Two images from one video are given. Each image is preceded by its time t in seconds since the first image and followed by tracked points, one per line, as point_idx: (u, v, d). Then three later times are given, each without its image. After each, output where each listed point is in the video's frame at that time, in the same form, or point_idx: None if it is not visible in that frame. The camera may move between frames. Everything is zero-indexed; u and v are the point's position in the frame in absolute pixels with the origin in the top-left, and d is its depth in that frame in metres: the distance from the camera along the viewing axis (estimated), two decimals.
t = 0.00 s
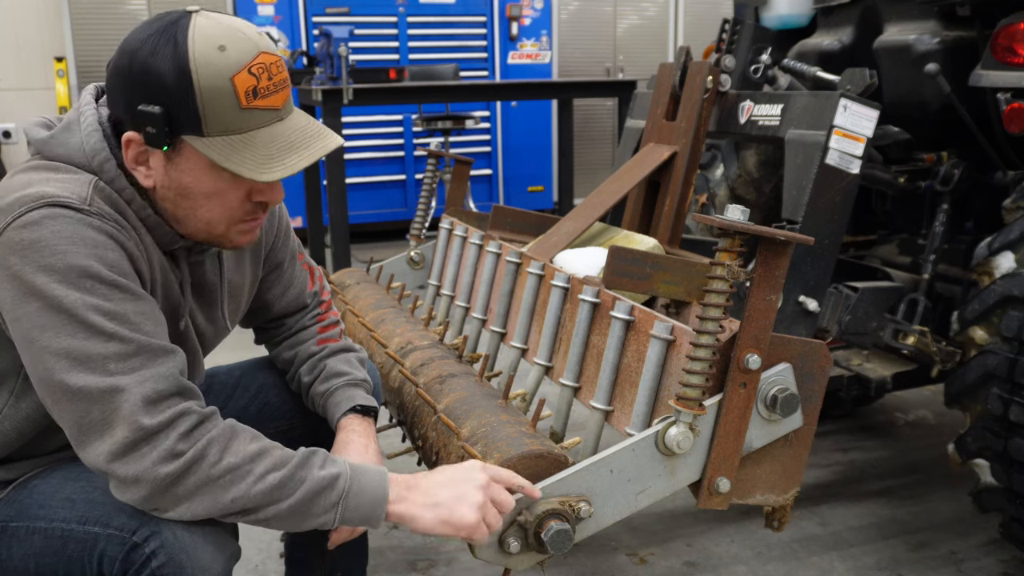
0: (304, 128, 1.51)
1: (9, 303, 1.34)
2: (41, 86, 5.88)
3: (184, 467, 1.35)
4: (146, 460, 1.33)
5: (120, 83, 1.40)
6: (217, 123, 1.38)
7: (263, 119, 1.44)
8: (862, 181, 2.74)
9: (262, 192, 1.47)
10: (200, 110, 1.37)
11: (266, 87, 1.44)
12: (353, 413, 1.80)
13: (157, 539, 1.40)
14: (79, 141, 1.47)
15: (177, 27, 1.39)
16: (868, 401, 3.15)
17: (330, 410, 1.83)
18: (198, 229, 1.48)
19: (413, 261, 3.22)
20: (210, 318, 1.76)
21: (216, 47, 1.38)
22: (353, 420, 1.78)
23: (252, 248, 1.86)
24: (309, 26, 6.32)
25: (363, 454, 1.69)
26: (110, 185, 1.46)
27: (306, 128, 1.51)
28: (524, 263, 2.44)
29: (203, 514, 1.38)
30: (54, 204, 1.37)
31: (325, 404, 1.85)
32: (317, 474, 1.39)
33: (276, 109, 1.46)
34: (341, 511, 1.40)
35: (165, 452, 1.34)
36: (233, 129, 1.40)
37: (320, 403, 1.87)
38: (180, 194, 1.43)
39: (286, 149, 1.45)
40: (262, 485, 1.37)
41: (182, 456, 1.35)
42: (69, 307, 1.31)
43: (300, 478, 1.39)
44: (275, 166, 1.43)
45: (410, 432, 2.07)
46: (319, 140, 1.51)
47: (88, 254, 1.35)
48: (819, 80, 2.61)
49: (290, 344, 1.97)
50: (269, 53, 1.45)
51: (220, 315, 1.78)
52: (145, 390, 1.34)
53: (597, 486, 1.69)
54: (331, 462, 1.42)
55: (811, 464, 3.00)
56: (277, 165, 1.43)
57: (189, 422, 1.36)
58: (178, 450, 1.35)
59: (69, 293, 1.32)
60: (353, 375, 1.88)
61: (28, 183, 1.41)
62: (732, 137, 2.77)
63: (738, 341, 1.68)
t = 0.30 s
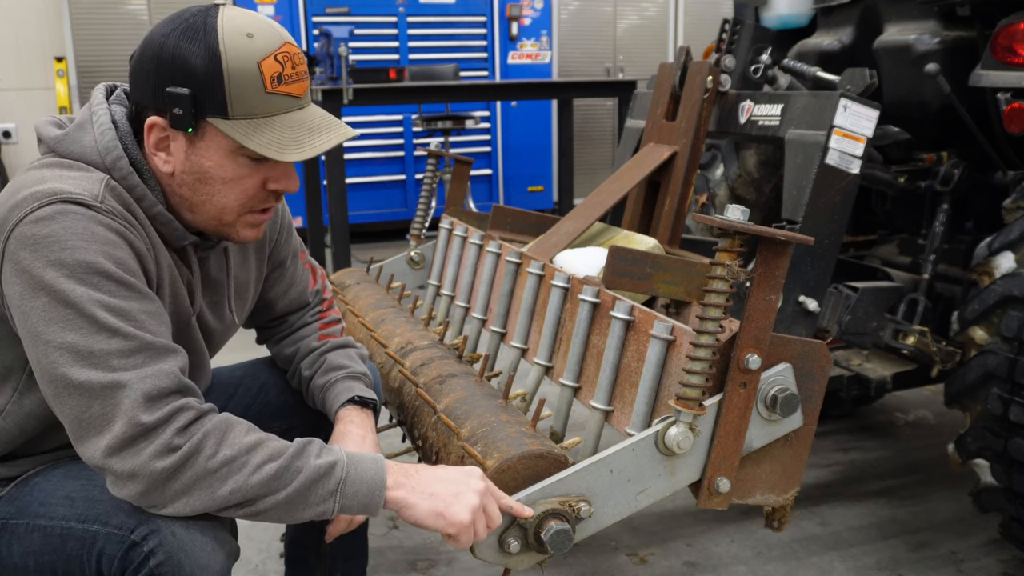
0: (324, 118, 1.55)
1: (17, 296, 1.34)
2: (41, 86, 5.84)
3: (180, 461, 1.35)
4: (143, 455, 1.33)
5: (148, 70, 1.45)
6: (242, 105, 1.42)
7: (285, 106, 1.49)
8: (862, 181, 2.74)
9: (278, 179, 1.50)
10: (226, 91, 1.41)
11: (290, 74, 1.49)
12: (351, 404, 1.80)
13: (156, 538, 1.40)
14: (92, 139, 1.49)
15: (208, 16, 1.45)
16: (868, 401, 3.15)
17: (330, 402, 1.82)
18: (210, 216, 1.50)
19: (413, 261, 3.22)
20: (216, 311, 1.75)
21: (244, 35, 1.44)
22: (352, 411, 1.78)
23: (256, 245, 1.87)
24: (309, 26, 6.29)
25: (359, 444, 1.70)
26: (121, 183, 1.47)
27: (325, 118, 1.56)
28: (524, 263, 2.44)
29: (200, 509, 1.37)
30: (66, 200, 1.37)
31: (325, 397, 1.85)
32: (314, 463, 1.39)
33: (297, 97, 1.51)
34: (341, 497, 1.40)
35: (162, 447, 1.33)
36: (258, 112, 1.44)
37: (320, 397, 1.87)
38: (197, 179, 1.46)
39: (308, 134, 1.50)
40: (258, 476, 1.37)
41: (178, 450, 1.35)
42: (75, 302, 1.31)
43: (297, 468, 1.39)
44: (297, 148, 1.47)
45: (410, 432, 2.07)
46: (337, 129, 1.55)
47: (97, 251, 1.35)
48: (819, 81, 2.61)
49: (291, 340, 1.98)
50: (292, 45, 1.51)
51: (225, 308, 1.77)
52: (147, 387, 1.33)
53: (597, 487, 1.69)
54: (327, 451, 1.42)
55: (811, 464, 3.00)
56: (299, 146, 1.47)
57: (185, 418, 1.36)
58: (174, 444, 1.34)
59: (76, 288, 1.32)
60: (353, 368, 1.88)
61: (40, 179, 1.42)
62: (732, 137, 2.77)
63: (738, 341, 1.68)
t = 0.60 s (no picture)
0: (319, 112, 1.51)
1: (20, 295, 1.34)
2: (41, 86, 5.82)
3: (180, 460, 1.35)
4: (142, 454, 1.33)
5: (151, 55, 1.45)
6: (231, 90, 1.40)
7: (278, 95, 1.45)
8: (862, 181, 2.74)
9: (268, 171, 1.47)
10: (217, 75, 1.39)
11: (286, 65, 1.46)
12: (351, 402, 1.80)
13: (156, 537, 1.40)
14: (97, 139, 1.49)
15: (215, 6, 1.46)
16: (868, 401, 3.15)
17: (330, 400, 1.83)
18: (203, 205, 1.49)
19: (413, 261, 3.22)
20: (218, 309, 1.75)
21: (245, 24, 1.43)
22: (351, 410, 1.78)
23: (258, 244, 1.86)
24: (309, 26, 6.29)
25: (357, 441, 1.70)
26: (126, 183, 1.47)
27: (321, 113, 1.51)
28: (524, 263, 2.44)
29: (200, 509, 1.37)
30: (71, 199, 1.37)
31: (325, 396, 1.85)
32: (313, 463, 1.39)
33: (293, 88, 1.48)
34: (340, 498, 1.40)
35: (162, 446, 1.33)
36: (248, 98, 1.41)
37: (320, 395, 1.87)
38: (190, 165, 1.45)
39: (298, 123, 1.45)
40: (258, 476, 1.37)
41: (177, 450, 1.34)
42: (77, 300, 1.31)
43: (297, 468, 1.39)
44: (284, 134, 1.43)
45: (410, 432, 2.07)
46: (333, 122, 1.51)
47: (100, 250, 1.35)
48: (819, 80, 2.61)
49: (292, 339, 1.98)
50: (292, 38, 1.48)
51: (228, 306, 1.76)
52: (147, 386, 1.33)
53: (597, 487, 1.69)
54: (326, 452, 1.42)
55: (811, 464, 3.00)
56: (287, 133, 1.43)
57: (185, 417, 1.36)
58: (173, 444, 1.34)
59: (78, 287, 1.32)
60: (353, 367, 1.88)
61: (45, 178, 1.42)
62: (732, 137, 2.77)
63: (738, 341, 1.68)
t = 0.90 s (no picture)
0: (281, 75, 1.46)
1: (39, 288, 1.33)
2: (41, 86, 5.81)
3: (200, 452, 1.35)
4: (162, 444, 1.33)
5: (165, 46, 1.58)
6: (195, 45, 1.46)
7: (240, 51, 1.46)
8: (862, 181, 2.74)
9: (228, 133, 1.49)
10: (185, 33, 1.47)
11: (253, 26, 1.48)
12: (353, 391, 1.80)
13: (169, 529, 1.40)
14: (112, 138, 1.50)
15: None
16: (868, 401, 3.15)
17: (330, 390, 1.83)
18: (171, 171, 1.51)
19: (413, 261, 3.22)
20: (227, 302, 1.74)
21: None
22: (352, 397, 1.78)
23: (264, 240, 1.85)
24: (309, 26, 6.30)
25: (360, 431, 1.70)
26: (142, 181, 1.48)
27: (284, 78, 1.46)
28: (524, 263, 2.44)
29: (217, 502, 1.38)
30: (92, 196, 1.37)
31: (325, 386, 1.85)
32: (328, 467, 1.39)
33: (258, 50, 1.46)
34: (352, 502, 1.40)
35: (183, 437, 1.33)
36: (208, 52, 1.45)
37: (321, 386, 1.87)
38: (164, 128, 1.51)
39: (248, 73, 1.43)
40: (275, 474, 1.37)
41: (198, 442, 1.35)
42: (100, 293, 1.31)
43: (312, 469, 1.39)
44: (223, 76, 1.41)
45: (410, 432, 2.07)
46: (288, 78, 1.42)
47: (120, 247, 1.36)
48: (819, 81, 2.61)
49: (294, 335, 1.98)
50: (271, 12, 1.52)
51: (237, 299, 1.76)
52: (168, 377, 1.34)
53: (597, 486, 1.69)
54: (342, 456, 1.42)
55: (811, 464, 3.00)
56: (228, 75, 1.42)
57: (206, 410, 1.36)
58: (195, 436, 1.34)
59: (101, 280, 1.32)
60: (353, 359, 1.89)
61: (64, 176, 1.42)
62: (732, 137, 2.77)
63: (738, 341, 1.68)
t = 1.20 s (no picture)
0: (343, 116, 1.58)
1: (33, 288, 1.34)
2: (41, 86, 5.80)
3: (182, 457, 1.34)
4: (145, 450, 1.32)
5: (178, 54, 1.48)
6: (266, 92, 1.45)
7: (308, 97, 1.52)
8: (862, 181, 2.74)
9: (291, 170, 1.53)
10: (253, 77, 1.44)
11: (314, 68, 1.53)
12: (352, 393, 1.80)
13: (170, 528, 1.40)
14: (111, 138, 1.50)
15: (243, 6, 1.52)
16: (868, 401, 3.16)
17: (330, 391, 1.82)
18: (225, 202, 1.53)
19: (413, 261, 3.22)
20: (226, 302, 1.74)
21: (276, 27, 1.48)
22: (352, 399, 1.78)
23: (263, 240, 1.86)
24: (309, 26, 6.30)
25: (361, 429, 1.70)
26: (139, 181, 1.48)
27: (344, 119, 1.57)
28: (524, 263, 2.44)
29: (206, 503, 1.37)
30: (87, 196, 1.37)
31: (325, 387, 1.85)
32: (317, 457, 1.38)
33: (320, 92, 1.54)
34: (345, 493, 1.39)
35: (164, 442, 1.32)
36: (281, 100, 1.47)
37: (320, 386, 1.87)
38: (216, 162, 1.49)
39: (326, 122, 1.52)
40: (260, 473, 1.36)
41: (180, 446, 1.34)
42: (90, 295, 1.31)
43: (300, 463, 1.38)
44: (314, 135, 1.49)
45: (410, 432, 2.07)
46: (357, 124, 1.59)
47: (114, 247, 1.35)
48: (819, 81, 2.61)
49: (293, 335, 1.98)
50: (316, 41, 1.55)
51: (236, 299, 1.76)
52: (154, 381, 1.33)
53: (597, 486, 1.69)
54: (332, 444, 1.41)
55: (812, 464, 3.00)
56: (320, 134, 1.50)
57: (187, 413, 1.34)
58: (176, 440, 1.33)
59: (92, 281, 1.32)
60: (353, 359, 1.89)
61: (62, 176, 1.42)
62: (732, 137, 2.77)
63: (738, 341, 1.68)
